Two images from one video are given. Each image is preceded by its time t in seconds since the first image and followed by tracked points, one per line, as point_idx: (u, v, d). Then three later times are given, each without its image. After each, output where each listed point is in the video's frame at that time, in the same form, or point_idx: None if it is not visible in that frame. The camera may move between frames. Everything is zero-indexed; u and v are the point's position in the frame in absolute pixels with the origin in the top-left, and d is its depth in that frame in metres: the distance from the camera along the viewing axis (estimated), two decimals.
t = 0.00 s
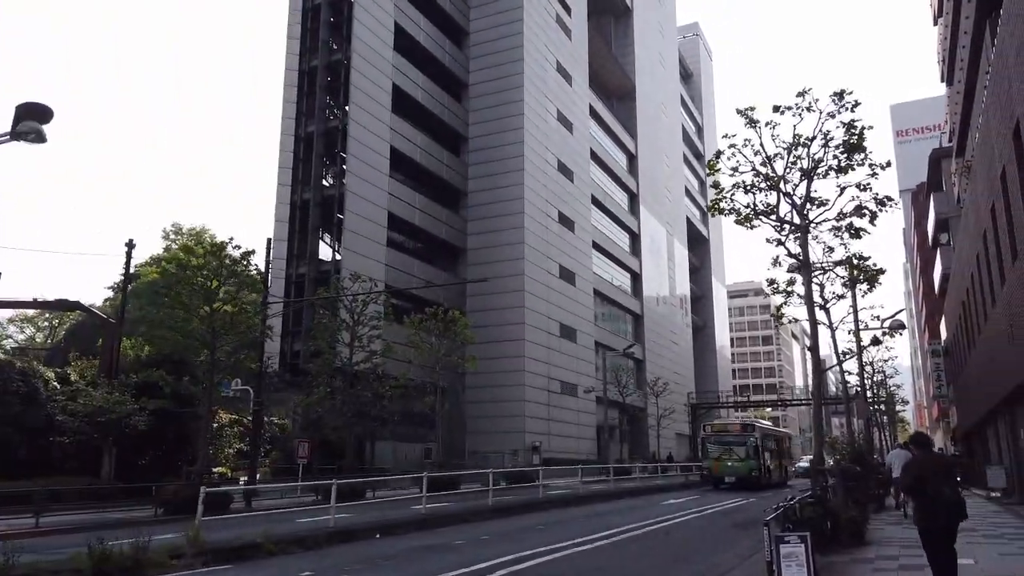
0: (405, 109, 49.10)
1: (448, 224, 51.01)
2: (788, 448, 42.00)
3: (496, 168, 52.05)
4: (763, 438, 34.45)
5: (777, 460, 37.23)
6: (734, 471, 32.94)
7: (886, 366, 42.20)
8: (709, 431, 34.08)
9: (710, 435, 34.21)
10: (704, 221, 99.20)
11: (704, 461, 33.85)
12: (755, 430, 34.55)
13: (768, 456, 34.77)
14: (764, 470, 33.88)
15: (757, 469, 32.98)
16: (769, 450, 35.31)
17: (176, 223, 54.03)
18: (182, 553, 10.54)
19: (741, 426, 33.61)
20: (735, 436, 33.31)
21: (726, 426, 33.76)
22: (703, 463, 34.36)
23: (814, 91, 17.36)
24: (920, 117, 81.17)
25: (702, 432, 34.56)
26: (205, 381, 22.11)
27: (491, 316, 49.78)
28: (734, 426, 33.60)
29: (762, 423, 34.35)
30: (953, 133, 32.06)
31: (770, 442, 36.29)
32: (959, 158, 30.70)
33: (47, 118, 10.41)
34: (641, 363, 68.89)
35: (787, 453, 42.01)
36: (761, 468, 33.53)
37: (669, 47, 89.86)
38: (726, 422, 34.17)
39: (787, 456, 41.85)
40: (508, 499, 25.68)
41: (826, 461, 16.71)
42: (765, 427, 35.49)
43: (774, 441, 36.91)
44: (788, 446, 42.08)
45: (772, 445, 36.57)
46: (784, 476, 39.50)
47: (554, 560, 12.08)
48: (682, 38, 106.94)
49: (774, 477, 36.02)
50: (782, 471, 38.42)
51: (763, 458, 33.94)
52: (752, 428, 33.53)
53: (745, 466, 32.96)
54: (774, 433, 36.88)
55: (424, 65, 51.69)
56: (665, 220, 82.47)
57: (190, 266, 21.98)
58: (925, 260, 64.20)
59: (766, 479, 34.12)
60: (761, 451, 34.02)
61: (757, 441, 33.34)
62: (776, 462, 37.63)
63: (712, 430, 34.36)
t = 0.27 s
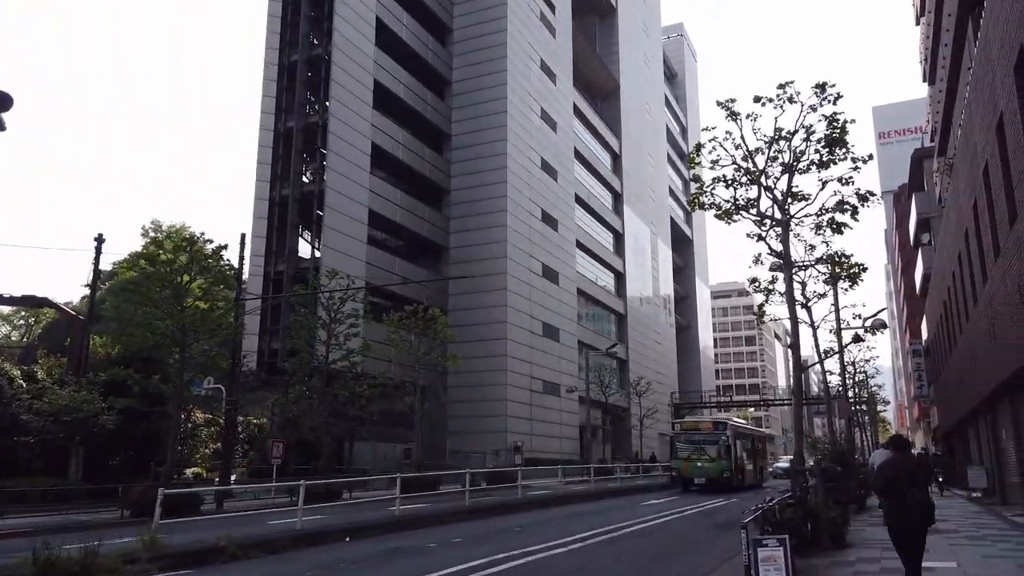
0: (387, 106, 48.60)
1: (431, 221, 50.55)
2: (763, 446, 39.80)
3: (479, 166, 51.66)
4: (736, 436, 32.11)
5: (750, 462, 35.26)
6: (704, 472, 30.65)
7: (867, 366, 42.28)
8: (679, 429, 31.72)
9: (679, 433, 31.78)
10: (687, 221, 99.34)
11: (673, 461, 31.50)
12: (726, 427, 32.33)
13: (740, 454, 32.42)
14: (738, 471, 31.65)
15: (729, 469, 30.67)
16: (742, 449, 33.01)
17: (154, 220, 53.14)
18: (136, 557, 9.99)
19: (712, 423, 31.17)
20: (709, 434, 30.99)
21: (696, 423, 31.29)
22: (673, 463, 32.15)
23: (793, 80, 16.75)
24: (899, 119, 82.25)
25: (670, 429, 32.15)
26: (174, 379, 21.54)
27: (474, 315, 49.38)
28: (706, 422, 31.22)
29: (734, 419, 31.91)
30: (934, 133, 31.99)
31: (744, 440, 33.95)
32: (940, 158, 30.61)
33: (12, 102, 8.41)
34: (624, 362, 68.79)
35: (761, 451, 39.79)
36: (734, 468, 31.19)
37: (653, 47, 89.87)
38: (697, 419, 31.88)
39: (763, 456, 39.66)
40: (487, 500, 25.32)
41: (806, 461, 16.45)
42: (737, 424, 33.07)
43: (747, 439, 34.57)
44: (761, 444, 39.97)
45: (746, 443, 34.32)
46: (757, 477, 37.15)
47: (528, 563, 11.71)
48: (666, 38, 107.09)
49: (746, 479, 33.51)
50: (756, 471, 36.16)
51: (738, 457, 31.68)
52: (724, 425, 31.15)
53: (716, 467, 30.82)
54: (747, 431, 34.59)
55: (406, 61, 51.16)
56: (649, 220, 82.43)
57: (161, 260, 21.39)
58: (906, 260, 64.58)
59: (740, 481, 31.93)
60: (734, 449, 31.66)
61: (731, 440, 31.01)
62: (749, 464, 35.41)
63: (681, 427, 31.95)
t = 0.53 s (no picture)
0: (375, 102, 48.14)
1: (419, 219, 50.11)
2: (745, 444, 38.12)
3: (467, 163, 51.29)
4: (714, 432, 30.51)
5: (730, 461, 33.70)
6: (679, 471, 29.09)
7: (855, 365, 42.21)
8: (653, 425, 30.15)
9: (654, 429, 30.17)
10: (677, 221, 99.29)
11: (646, 460, 29.85)
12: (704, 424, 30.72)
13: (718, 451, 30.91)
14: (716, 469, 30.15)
15: (705, 468, 29.12)
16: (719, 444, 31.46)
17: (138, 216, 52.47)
18: (97, 559, 9.54)
19: (688, 418, 29.54)
20: (684, 431, 29.45)
21: (671, 418, 29.72)
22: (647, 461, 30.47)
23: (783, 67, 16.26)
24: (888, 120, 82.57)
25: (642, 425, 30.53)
26: (151, 376, 21.03)
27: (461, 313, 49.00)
28: (683, 418, 29.62)
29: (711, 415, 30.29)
30: (924, 131, 31.86)
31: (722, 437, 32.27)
32: (929, 156, 30.44)
33: None
34: (613, 361, 68.61)
35: (741, 448, 38.26)
36: (711, 466, 29.65)
37: (643, 47, 89.66)
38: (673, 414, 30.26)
39: (743, 453, 38.13)
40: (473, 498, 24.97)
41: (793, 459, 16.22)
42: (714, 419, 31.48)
43: (725, 437, 33.05)
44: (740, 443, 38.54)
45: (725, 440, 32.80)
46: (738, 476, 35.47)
47: (509, 563, 11.36)
48: (657, 38, 107.00)
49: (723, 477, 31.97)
50: (733, 470, 34.62)
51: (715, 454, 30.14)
52: (701, 421, 29.49)
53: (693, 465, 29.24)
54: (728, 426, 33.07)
55: (394, 57, 50.71)
56: (639, 219, 82.26)
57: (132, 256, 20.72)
58: (894, 260, 64.74)
59: (717, 479, 30.53)
60: (712, 447, 30.08)
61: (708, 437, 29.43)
62: (726, 463, 33.72)
63: (655, 422, 30.34)
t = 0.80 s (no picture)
0: (364, 99, 47.65)
1: (409, 216, 49.64)
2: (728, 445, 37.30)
3: (457, 160, 50.85)
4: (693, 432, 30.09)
5: (712, 464, 33.10)
6: (653, 472, 28.59)
7: (847, 365, 41.98)
8: (627, 425, 29.74)
9: (628, 428, 29.72)
10: (670, 220, 99.09)
11: (620, 461, 29.35)
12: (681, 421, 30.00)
13: (697, 452, 30.43)
14: (694, 470, 29.68)
15: (681, 468, 28.48)
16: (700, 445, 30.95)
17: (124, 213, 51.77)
18: (55, 564, 9.07)
19: (663, 417, 29.11)
20: (658, 432, 29.02)
21: (645, 418, 29.31)
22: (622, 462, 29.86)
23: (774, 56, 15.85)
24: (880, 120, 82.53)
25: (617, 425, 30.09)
26: (129, 374, 20.51)
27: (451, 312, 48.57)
28: (658, 417, 29.16)
29: (688, 413, 29.79)
30: (916, 129, 31.62)
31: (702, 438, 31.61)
32: (922, 153, 30.23)
33: None
34: (604, 361, 68.32)
35: (725, 450, 37.50)
36: (689, 467, 29.08)
37: (636, 45, 89.35)
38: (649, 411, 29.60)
39: (726, 456, 37.33)
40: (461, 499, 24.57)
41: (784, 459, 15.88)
42: (693, 418, 30.95)
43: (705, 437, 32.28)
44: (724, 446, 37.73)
45: (706, 441, 32.18)
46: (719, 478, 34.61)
47: (491, 567, 10.95)
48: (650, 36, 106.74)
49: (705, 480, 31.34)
50: (715, 473, 33.95)
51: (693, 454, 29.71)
52: (676, 420, 29.02)
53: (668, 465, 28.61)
54: (708, 428, 32.41)
55: (384, 53, 50.23)
56: (631, 218, 81.99)
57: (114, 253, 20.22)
58: (886, 260, 64.71)
59: (699, 481, 30.01)
60: (690, 448, 29.60)
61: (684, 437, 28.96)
62: (708, 464, 33.12)
63: (629, 422, 29.90)
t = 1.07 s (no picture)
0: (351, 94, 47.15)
1: (396, 213, 49.11)
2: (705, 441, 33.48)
3: (444, 157, 50.41)
4: (667, 426, 26.20)
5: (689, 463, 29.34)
6: (622, 472, 24.60)
7: (835, 364, 41.88)
8: (593, 418, 25.69)
9: (593, 423, 25.70)
10: (659, 220, 98.96)
11: (584, 458, 25.34)
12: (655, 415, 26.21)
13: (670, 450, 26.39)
14: (667, 469, 25.70)
15: (653, 468, 24.66)
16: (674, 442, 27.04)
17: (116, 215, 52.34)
18: (5, 564, 8.58)
19: (636, 410, 25.21)
20: (627, 425, 25.04)
21: (614, 409, 25.29)
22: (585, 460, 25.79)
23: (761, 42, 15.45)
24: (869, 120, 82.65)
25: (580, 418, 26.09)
26: (102, 370, 19.97)
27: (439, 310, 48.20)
28: (628, 409, 25.21)
29: (661, 405, 25.97)
30: (906, 124, 31.39)
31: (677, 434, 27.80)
32: (911, 149, 29.99)
33: None
34: (593, 360, 68.06)
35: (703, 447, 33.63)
36: (662, 466, 25.19)
37: (626, 44, 89.18)
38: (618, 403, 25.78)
39: (704, 452, 33.48)
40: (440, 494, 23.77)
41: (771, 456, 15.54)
42: (667, 412, 27.08)
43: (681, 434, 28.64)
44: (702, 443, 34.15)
45: (681, 437, 28.40)
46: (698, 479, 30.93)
47: (467, 566, 10.52)
48: (640, 36, 106.62)
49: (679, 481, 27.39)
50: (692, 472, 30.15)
51: (666, 451, 25.65)
52: (650, 413, 25.10)
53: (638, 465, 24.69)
54: (684, 423, 28.85)
55: (371, 48, 49.73)
56: (620, 217, 81.76)
57: (95, 250, 19.80)
58: (875, 259, 64.71)
59: (673, 481, 26.35)
60: (664, 444, 25.63)
61: (657, 432, 25.03)
62: (683, 464, 29.17)
63: (595, 415, 25.90)
